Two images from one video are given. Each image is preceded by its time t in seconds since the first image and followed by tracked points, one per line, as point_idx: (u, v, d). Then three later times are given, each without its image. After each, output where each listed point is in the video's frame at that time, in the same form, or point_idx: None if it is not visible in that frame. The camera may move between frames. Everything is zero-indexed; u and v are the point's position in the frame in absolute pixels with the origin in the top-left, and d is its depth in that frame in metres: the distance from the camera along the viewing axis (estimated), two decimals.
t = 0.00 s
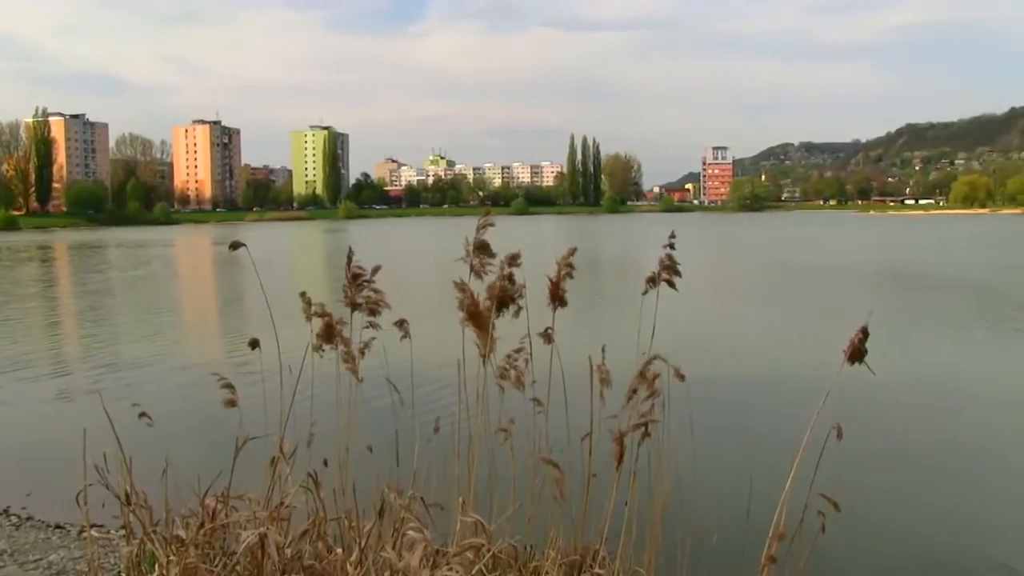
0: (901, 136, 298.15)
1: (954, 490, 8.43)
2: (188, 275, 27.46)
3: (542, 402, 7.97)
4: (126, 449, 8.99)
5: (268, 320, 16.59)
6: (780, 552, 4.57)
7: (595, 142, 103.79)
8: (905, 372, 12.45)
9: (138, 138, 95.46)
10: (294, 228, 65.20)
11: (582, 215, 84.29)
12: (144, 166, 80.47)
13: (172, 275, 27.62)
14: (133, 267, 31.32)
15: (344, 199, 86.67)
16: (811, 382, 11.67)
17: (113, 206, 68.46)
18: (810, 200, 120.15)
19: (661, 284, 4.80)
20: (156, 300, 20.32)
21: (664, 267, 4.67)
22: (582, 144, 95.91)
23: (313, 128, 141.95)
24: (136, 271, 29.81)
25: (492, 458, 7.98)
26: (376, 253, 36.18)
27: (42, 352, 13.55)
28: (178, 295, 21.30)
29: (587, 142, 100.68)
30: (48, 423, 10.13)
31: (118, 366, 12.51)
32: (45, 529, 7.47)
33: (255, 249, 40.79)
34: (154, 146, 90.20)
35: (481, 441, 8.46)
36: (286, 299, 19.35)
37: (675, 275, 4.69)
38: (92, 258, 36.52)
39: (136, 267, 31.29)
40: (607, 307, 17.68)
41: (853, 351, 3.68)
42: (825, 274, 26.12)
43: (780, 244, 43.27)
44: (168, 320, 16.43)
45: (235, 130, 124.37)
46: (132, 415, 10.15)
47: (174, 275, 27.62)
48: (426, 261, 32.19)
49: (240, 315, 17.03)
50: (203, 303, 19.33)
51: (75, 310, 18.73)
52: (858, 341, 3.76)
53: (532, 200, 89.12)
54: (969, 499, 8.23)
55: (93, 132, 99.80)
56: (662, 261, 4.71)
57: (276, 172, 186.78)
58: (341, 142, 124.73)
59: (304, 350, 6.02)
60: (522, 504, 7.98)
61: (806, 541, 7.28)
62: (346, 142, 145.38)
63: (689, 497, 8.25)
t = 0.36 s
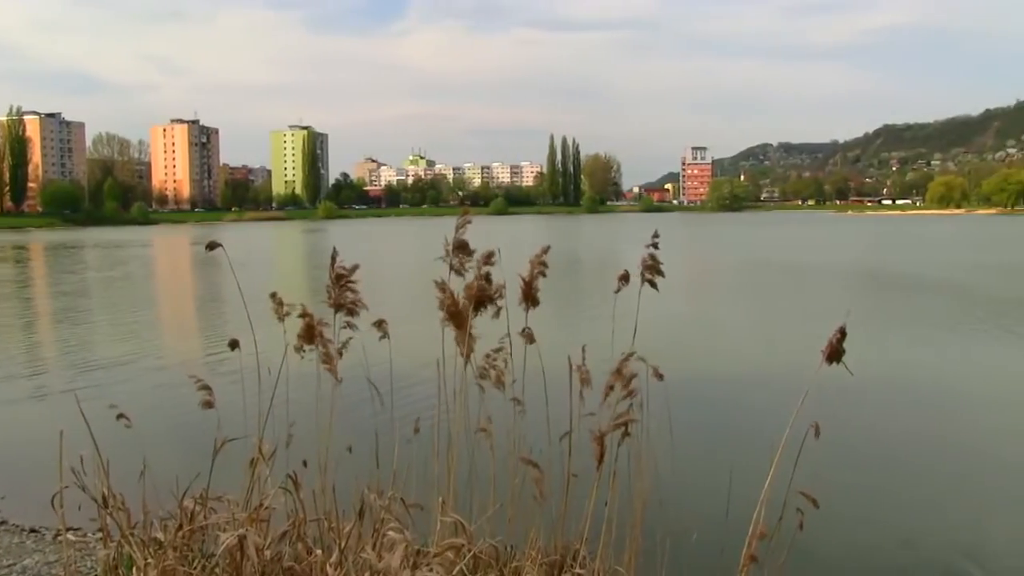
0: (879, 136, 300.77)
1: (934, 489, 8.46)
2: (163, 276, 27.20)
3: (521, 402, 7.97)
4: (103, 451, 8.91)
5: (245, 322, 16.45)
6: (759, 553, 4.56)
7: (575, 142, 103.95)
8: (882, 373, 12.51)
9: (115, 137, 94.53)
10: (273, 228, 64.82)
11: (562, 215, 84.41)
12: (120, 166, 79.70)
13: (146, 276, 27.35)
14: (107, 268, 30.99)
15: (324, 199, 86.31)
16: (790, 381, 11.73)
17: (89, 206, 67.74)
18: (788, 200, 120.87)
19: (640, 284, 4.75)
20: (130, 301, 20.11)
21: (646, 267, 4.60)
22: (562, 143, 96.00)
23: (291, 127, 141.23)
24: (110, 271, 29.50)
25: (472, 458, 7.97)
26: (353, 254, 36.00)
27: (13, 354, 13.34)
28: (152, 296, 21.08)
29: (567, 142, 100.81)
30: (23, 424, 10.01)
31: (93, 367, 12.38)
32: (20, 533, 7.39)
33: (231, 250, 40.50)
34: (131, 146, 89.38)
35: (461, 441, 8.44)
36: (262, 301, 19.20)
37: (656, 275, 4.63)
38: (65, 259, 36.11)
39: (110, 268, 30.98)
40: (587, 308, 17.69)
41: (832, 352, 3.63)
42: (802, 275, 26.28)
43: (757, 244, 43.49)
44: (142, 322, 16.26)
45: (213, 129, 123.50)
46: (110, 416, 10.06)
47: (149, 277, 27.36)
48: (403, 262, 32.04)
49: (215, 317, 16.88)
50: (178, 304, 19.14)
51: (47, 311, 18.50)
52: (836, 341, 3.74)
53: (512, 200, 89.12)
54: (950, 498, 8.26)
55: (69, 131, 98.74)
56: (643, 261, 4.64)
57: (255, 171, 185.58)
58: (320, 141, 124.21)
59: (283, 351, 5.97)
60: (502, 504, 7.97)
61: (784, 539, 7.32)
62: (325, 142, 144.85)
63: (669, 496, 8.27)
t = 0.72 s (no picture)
0: (854, 137, 303.73)
1: (913, 488, 8.52)
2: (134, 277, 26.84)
3: (498, 402, 7.97)
4: (76, 454, 8.81)
5: (218, 323, 16.30)
6: (734, 550, 4.59)
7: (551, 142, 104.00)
8: (858, 372, 12.61)
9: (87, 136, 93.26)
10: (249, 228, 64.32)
11: (539, 215, 84.43)
12: (93, 165, 78.71)
13: (116, 277, 26.98)
14: (74, 269, 30.50)
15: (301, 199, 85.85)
16: (765, 380, 11.81)
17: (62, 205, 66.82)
18: (764, 200, 121.99)
19: (612, 283, 4.77)
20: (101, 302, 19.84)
21: (618, 265, 4.62)
22: (539, 144, 96.14)
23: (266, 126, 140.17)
24: (78, 272, 29.06)
25: (448, 458, 7.96)
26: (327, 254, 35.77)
27: None
28: (125, 297, 20.83)
29: (544, 142, 100.82)
30: None
31: (62, 369, 12.21)
32: None
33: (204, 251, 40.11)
34: (104, 146, 88.28)
35: (437, 442, 8.44)
36: (234, 302, 19.03)
37: (628, 273, 4.64)
38: (33, 260, 35.59)
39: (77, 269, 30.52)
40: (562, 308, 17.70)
41: (803, 348, 3.65)
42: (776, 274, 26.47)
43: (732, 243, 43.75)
44: (112, 323, 16.05)
45: (188, 128, 122.36)
46: (82, 419, 9.95)
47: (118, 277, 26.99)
48: (378, 262, 31.90)
49: (187, 317, 16.71)
50: (148, 305, 18.91)
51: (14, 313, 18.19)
52: (806, 337, 3.75)
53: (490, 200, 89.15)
54: (929, 497, 8.32)
55: (40, 130, 97.35)
56: (616, 258, 4.65)
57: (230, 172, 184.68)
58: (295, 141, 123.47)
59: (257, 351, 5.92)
60: (479, 504, 7.96)
61: (759, 538, 7.35)
62: (300, 142, 144.04)
63: (644, 494, 8.31)
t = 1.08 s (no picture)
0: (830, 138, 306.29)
1: (890, 487, 8.57)
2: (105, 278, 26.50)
3: (474, 402, 7.97)
4: (50, 456, 8.71)
5: (193, 323, 16.16)
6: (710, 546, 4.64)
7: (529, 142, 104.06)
8: (833, 370, 12.69)
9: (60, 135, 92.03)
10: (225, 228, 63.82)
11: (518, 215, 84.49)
12: (67, 165, 77.68)
13: (86, 278, 26.61)
14: (43, 270, 30.06)
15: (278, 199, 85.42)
16: (741, 379, 11.88)
17: (35, 205, 65.93)
18: (740, 200, 122.76)
19: (584, 282, 4.81)
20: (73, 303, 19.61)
21: (588, 264, 4.65)
22: (517, 144, 96.18)
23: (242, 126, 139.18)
24: (49, 273, 28.65)
25: (425, 458, 7.94)
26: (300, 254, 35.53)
27: None
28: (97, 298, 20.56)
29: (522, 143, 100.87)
30: None
31: (34, 371, 12.05)
32: None
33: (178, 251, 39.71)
34: (78, 145, 87.17)
35: (414, 442, 8.43)
36: (205, 304, 18.84)
37: (598, 273, 4.67)
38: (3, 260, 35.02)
39: (47, 269, 30.08)
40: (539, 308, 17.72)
41: (767, 342, 3.69)
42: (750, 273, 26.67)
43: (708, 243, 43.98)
44: (81, 325, 15.84)
45: (164, 127, 121.39)
46: (56, 421, 9.85)
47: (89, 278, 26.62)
48: (353, 262, 31.72)
49: (160, 318, 16.57)
50: (120, 306, 18.68)
51: None
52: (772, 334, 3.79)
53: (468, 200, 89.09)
54: (905, 495, 8.37)
55: (12, 128, 95.97)
56: (586, 258, 4.68)
57: (206, 171, 183.14)
58: (272, 141, 122.73)
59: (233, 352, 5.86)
60: (457, 504, 7.95)
61: (735, 535, 7.40)
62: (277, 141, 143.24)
63: (621, 493, 8.34)
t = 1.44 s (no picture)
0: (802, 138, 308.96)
1: (861, 485, 8.61)
2: (70, 278, 26.10)
3: (446, 402, 7.93)
4: (16, 459, 8.59)
5: (161, 324, 15.97)
6: (681, 544, 4.65)
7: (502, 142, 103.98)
8: (803, 369, 12.77)
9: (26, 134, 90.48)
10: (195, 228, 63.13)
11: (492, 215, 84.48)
12: (33, 165, 76.47)
13: (50, 279, 26.18)
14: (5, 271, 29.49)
15: (250, 199, 84.67)
16: (712, 378, 11.97)
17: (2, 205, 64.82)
18: (712, 200, 123.40)
19: (553, 279, 4.82)
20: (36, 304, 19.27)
21: (557, 264, 4.67)
22: (491, 144, 96.10)
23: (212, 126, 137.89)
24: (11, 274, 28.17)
25: (396, 459, 7.90)
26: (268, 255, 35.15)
27: None
28: (63, 299, 20.26)
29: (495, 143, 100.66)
30: None
31: None
32: None
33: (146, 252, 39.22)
34: (44, 145, 85.76)
35: (387, 444, 8.40)
36: (170, 306, 18.59)
37: (567, 272, 4.68)
38: None
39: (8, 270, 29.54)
40: (511, 307, 17.74)
41: (728, 335, 3.73)
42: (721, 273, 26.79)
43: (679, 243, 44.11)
44: (44, 327, 15.57)
45: (133, 127, 119.97)
46: (23, 423, 9.72)
47: (53, 279, 26.19)
48: (322, 262, 31.46)
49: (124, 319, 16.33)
50: (86, 307, 18.43)
51: None
52: (735, 325, 3.83)
53: (441, 200, 88.89)
54: (877, 491, 8.46)
55: None
56: (556, 258, 4.70)
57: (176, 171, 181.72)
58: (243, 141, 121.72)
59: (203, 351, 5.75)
60: (429, 505, 7.93)
61: (707, 533, 7.43)
62: (248, 141, 142.30)
63: (595, 494, 8.34)
